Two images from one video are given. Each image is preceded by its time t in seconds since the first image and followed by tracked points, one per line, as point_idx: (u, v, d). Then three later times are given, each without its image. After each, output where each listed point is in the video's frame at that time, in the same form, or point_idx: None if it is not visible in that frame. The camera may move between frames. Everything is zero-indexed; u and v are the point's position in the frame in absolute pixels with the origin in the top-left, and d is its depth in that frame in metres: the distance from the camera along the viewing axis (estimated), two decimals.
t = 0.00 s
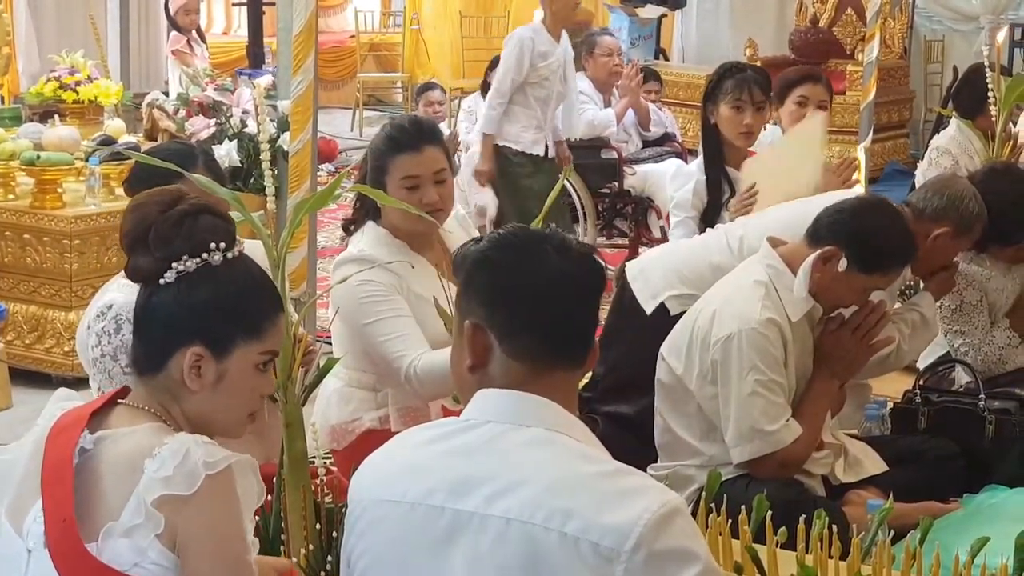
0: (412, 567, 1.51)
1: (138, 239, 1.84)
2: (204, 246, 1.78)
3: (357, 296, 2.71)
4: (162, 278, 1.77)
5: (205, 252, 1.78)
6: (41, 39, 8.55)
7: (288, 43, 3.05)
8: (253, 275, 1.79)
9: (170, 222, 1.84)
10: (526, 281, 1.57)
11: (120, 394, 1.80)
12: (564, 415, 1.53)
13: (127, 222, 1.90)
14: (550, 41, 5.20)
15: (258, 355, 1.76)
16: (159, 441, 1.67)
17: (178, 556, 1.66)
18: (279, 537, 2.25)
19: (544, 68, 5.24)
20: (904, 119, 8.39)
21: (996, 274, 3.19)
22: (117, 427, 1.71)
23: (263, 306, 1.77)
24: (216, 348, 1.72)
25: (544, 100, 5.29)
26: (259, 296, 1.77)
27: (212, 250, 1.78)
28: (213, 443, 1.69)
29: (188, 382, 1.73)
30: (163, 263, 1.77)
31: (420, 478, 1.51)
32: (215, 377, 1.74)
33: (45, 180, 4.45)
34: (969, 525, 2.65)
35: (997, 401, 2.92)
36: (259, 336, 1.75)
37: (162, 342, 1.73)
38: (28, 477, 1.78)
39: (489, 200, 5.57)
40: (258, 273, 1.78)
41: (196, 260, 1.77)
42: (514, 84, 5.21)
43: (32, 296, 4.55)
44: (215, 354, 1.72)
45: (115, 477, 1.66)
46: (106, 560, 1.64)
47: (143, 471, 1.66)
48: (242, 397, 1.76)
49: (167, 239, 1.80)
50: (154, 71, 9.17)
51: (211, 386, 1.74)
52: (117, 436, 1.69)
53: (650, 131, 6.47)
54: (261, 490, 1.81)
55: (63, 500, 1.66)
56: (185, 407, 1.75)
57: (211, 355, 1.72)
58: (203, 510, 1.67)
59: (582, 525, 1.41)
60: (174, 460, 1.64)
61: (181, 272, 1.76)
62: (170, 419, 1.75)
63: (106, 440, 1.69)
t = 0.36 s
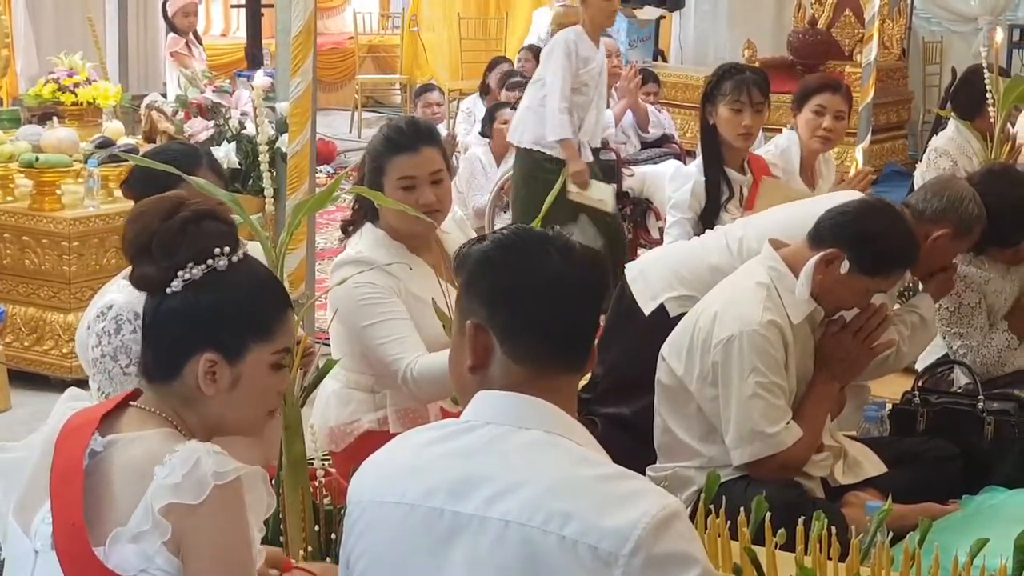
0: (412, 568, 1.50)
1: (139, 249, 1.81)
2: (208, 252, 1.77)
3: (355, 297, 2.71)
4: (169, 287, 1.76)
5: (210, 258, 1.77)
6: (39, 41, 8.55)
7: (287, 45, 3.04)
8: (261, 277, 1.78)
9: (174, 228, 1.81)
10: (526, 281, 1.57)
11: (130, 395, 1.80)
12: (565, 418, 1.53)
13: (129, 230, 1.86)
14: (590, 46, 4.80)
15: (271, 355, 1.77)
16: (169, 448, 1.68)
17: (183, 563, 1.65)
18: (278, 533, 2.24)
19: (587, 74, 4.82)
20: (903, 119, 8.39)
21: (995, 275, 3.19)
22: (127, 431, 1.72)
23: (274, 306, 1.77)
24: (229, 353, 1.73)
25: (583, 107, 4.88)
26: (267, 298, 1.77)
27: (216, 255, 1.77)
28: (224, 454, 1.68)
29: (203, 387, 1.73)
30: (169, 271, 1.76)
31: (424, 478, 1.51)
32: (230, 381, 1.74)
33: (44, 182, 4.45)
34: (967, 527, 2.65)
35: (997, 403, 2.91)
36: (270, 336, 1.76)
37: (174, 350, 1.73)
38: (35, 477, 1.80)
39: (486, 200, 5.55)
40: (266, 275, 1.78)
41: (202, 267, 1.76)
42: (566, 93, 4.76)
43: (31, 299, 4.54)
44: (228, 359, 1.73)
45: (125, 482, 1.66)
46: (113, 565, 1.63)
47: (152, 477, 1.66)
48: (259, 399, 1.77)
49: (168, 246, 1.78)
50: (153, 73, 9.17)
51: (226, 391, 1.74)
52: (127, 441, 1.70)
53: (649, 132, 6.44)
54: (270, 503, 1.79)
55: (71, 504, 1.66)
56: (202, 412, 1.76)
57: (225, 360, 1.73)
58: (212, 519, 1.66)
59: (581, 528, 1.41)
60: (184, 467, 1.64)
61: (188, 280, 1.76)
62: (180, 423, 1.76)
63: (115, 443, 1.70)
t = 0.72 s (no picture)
0: None
1: (133, 258, 1.84)
2: (201, 259, 1.78)
3: (352, 303, 2.69)
4: (163, 296, 1.77)
5: (203, 265, 1.77)
6: (37, 47, 8.55)
7: (284, 50, 3.03)
8: (258, 283, 1.78)
9: (166, 237, 1.83)
10: (525, 289, 1.57)
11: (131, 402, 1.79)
12: (562, 426, 1.52)
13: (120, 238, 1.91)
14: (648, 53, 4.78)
15: (269, 361, 1.76)
16: (172, 463, 1.67)
17: None
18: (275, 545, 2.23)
19: (643, 79, 4.79)
20: (902, 124, 8.39)
21: (995, 279, 3.18)
22: (131, 441, 1.70)
23: (271, 312, 1.77)
24: (225, 360, 1.72)
25: (636, 112, 4.84)
26: (264, 305, 1.76)
27: (209, 262, 1.77)
28: (227, 471, 1.67)
29: (201, 395, 1.72)
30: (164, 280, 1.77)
31: (422, 483, 1.50)
32: (228, 389, 1.73)
33: (41, 188, 4.44)
34: (967, 533, 2.64)
35: (997, 408, 2.92)
36: (267, 342, 1.75)
37: (171, 358, 1.72)
38: (36, 482, 1.78)
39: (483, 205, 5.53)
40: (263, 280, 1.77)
41: (195, 275, 1.76)
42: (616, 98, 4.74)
43: (28, 305, 4.53)
44: (225, 366, 1.72)
45: (128, 493, 1.65)
46: None
47: (154, 489, 1.65)
48: (257, 405, 1.76)
49: (162, 255, 1.80)
50: (150, 79, 9.18)
51: (225, 399, 1.73)
52: (129, 451, 1.68)
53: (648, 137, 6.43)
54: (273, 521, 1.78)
55: (72, 514, 1.65)
56: (199, 418, 1.74)
57: (221, 367, 1.72)
58: (214, 534, 1.66)
59: (579, 537, 1.39)
60: (185, 482, 1.63)
61: (182, 289, 1.76)
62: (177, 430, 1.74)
63: (117, 453, 1.68)
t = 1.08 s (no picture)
0: None
1: (147, 253, 1.92)
2: (215, 263, 1.81)
3: (349, 304, 2.69)
4: (172, 295, 1.79)
5: (216, 269, 1.80)
6: (34, 46, 8.53)
7: (282, 50, 3.03)
8: (268, 292, 1.80)
9: (184, 238, 1.88)
10: (524, 289, 1.56)
11: (127, 403, 1.79)
12: (556, 426, 1.52)
13: (138, 235, 1.97)
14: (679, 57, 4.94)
15: (270, 372, 1.76)
16: (170, 470, 1.66)
17: None
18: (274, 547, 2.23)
19: (673, 84, 4.96)
20: (900, 125, 8.40)
21: (992, 282, 3.17)
22: (127, 445, 1.69)
23: (277, 323, 1.77)
24: (226, 365, 1.72)
25: (667, 117, 5.03)
26: (274, 312, 1.77)
27: (223, 267, 1.80)
28: (225, 483, 1.67)
29: (198, 398, 1.72)
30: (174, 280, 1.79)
31: (417, 485, 1.50)
32: (225, 394, 1.73)
33: (38, 187, 4.44)
34: (964, 534, 2.64)
35: (993, 410, 2.93)
36: (271, 352, 1.75)
37: (172, 358, 1.72)
38: (31, 482, 1.78)
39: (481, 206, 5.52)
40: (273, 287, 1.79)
41: (207, 276, 1.79)
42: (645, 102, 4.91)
43: (25, 304, 4.52)
44: (225, 370, 1.72)
45: (125, 499, 1.65)
46: None
47: (152, 496, 1.64)
48: (256, 412, 1.76)
49: (177, 259, 1.84)
50: (147, 78, 9.17)
51: (221, 403, 1.74)
52: (127, 456, 1.68)
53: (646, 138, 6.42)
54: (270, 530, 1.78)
55: (69, 519, 1.64)
56: (195, 420, 1.74)
57: (221, 372, 1.72)
58: (210, 544, 1.66)
59: (571, 538, 1.39)
60: (183, 491, 1.63)
61: (191, 289, 1.78)
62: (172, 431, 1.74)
63: (114, 458, 1.68)
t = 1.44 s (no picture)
0: None
1: (139, 254, 1.91)
2: (207, 264, 1.80)
3: (347, 304, 2.69)
4: (163, 296, 1.78)
5: (208, 270, 1.79)
6: (31, 47, 8.52)
7: (278, 51, 3.02)
8: (261, 294, 1.79)
9: (176, 239, 1.89)
10: (527, 290, 1.56)
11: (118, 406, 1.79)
12: (555, 428, 1.51)
13: (129, 237, 1.97)
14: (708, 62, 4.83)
15: (261, 373, 1.76)
16: (160, 477, 1.66)
17: None
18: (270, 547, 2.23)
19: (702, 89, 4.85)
20: (896, 125, 8.42)
21: (989, 279, 3.18)
22: (117, 451, 1.69)
23: (270, 324, 1.78)
24: (218, 367, 1.72)
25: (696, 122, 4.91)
26: (265, 313, 1.77)
27: (215, 268, 1.79)
28: (215, 489, 1.67)
29: (189, 401, 1.72)
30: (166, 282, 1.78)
31: (412, 488, 1.50)
32: (216, 396, 1.74)
33: (35, 189, 4.44)
34: (960, 533, 2.65)
35: (990, 409, 2.93)
36: (263, 353, 1.76)
37: (164, 360, 1.73)
38: (23, 487, 1.78)
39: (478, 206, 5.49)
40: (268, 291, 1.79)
41: (200, 278, 1.78)
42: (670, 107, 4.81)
43: (22, 306, 4.53)
44: (217, 373, 1.72)
45: (114, 506, 1.65)
46: None
47: (141, 504, 1.64)
48: (248, 414, 1.76)
49: (169, 261, 1.83)
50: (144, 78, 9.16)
51: (212, 405, 1.74)
52: (117, 462, 1.68)
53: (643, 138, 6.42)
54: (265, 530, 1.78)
55: (59, 524, 1.64)
56: (186, 423, 1.74)
57: (213, 374, 1.72)
58: (199, 553, 1.65)
59: (565, 543, 1.39)
60: (172, 499, 1.63)
61: (183, 291, 1.77)
62: (162, 432, 1.74)
63: (104, 463, 1.68)
